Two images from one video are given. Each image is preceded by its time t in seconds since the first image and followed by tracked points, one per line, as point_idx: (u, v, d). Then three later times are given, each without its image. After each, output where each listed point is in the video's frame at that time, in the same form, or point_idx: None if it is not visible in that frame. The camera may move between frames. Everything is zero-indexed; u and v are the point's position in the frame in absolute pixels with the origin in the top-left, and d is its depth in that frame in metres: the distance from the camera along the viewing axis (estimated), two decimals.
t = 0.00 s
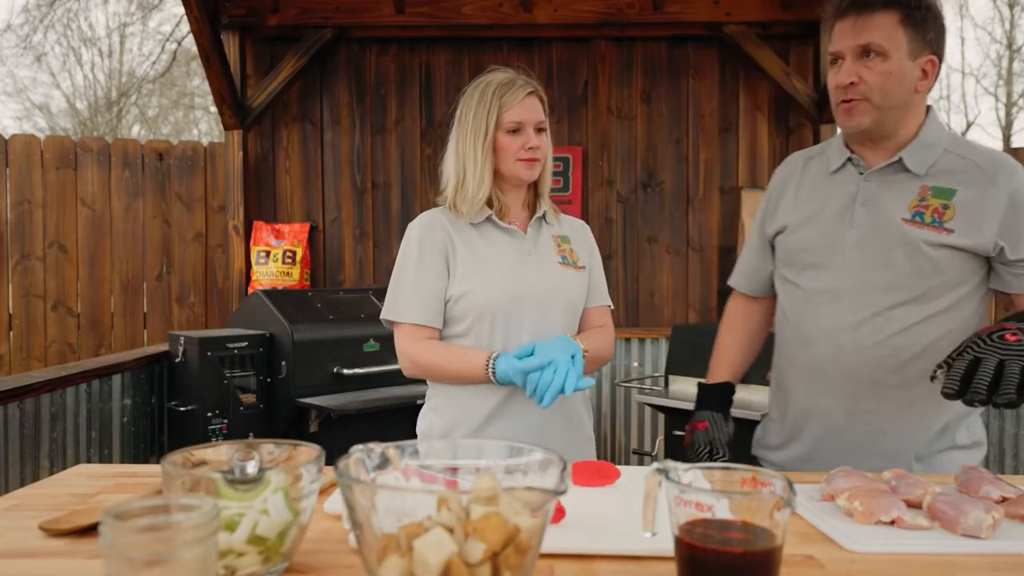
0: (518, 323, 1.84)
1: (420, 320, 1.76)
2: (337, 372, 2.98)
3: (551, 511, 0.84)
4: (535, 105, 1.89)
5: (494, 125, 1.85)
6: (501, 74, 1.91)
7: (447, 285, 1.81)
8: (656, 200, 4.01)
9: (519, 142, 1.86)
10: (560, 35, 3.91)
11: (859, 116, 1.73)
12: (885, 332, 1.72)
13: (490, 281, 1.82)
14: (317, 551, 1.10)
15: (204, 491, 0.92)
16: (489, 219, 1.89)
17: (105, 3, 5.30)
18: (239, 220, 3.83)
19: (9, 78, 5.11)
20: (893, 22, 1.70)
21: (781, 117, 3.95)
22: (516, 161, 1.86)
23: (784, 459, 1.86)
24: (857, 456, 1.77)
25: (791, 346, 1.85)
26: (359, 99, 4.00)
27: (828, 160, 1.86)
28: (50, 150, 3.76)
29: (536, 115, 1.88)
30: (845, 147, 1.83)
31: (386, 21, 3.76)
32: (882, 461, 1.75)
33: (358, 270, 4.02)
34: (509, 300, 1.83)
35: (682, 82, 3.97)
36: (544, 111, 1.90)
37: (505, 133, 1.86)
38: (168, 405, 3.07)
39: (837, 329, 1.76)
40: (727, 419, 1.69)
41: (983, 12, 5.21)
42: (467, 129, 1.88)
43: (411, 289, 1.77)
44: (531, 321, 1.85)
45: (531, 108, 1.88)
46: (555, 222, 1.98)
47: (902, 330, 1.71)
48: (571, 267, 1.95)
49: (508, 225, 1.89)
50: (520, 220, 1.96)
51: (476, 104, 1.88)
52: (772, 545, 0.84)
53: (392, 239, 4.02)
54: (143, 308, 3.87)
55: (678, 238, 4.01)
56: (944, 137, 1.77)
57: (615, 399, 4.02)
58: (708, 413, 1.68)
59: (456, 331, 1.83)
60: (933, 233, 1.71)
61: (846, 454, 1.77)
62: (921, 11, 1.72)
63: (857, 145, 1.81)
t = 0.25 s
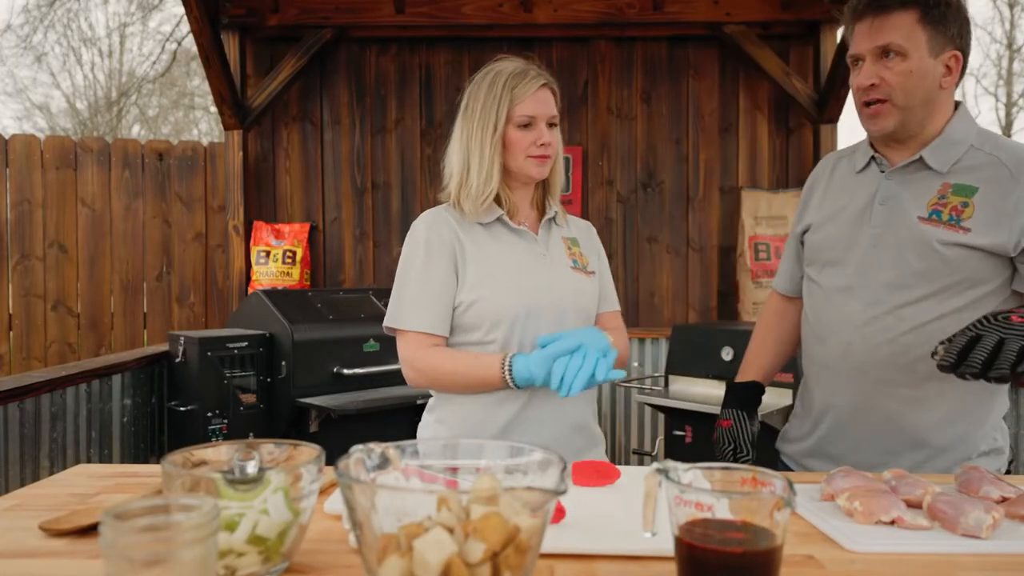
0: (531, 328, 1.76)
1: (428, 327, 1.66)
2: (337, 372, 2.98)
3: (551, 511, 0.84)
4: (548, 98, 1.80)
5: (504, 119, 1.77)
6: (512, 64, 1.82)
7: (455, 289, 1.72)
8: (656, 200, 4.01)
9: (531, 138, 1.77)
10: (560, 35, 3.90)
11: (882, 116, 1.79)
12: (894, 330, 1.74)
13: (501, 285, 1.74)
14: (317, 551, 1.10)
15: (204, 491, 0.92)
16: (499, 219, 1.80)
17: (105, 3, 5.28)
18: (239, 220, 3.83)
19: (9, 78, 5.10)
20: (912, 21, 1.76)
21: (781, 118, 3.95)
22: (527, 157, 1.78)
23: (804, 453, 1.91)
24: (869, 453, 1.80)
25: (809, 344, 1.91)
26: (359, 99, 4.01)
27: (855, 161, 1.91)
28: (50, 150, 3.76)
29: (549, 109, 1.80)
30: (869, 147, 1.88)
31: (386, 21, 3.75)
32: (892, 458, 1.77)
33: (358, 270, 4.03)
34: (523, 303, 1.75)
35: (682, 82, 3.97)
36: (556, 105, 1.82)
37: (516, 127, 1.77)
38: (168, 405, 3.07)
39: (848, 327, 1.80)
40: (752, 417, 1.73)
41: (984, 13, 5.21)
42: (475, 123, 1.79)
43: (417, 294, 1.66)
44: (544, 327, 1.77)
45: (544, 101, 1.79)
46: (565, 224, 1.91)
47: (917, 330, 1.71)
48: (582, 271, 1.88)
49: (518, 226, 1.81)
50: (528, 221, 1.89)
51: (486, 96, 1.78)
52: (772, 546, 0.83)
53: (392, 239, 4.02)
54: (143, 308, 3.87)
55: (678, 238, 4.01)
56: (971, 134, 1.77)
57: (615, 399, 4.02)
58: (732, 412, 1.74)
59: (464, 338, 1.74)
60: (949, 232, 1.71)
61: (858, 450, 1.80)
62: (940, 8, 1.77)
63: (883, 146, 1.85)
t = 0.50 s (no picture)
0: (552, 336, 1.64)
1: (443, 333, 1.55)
2: (337, 372, 2.98)
3: (551, 511, 0.84)
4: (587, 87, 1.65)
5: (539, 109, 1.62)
6: (548, 48, 1.66)
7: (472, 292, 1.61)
8: (656, 200, 4.01)
9: (567, 131, 1.63)
10: (561, 35, 3.91)
11: (884, 117, 1.79)
12: (891, 330, 1.75)
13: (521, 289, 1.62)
14: (317, 551, 1.10)
15: (204, 492, 0.92)
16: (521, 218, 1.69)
17: (105, 3, 5.30)
18: (239, 220, 3.83)
19: (9, 78, 5.09)
20: (917, 23, 1.76)
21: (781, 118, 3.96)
22: (563, 151, 1.63)
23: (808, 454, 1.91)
24: (867, 452, 1.80)
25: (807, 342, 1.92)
26: (359, 99, 4.01)
27: (856, 162, 1.91)
28: (50, 150, 3.76)
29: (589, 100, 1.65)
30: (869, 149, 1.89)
31: (386, 21, 3.75)
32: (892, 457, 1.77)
33: (358, 270, 4.03)
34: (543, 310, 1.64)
35: (682, 82, 3.97)
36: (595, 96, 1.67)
37: (551, 118, 1.62)
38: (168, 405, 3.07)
39: (846, 327, 1.81)
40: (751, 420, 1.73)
41: (984, 13, 5.22)
42: (505, 113, 1.64)
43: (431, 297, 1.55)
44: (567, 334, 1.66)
45: (584, 91, 1.64)
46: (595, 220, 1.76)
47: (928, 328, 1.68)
48: (613, 272, 1.74)
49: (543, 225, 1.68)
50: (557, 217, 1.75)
51: (518, 84, 1.64)
52: (772, 546, 0.83)
53: (392, 239, 4.02)
54: (143, 308, 3.87)
55: (678, 238, 4.01)
56: (971, 133, 1.77)
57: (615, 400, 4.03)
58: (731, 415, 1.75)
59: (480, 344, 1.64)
60: (945, 232, 1.71)
61: (858, 449, 1.81)
62: (944, 11, 1.78)
63: (884, 148, 1.86)
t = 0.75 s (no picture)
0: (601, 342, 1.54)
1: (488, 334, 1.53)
2: (337, 371, 2.98)
3: (551, 511, 0.84)
4: (666, 66, 1.55)
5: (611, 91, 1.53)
6: (624, 26, 1.57)
7: (520, 293, 1.57)
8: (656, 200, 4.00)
9: (644, 112, 1.52)
10: (561, 35, 3.90)
11: (884, 123, 1.80)
12: (888, 330, 1.77)
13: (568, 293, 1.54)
14: (317, 551, 1.10)
15: (204, 491, 0.92)
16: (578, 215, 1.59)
17: (105, 3, 5.32)
18: (238, 220, 3.83)
19: (9, 78, 5.09)
20: (919, 30, 1.78)
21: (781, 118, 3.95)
22: (638, 135, 1.53)
23: (810, 456, 1.91)
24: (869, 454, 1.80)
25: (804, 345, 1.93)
26: (359, 99, 4.01)
27: (844, 166, 1.94)
28: (50, 150, 3.76)
29: (668, 78, 1.54)
30: (857, 152, 1.91)
31: (386, 21, 3.74)
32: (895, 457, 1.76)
33: (358, 270, 4.03)
34: (590, 315, 1.54)
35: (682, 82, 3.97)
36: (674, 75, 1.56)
37: (626, 100, 1.53)
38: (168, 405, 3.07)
39: (842, 329, 1.83)
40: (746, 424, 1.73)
41: (984, 13, 5.23)
42: (577, 96, 1.57)
43: (476, 296, 1.53)
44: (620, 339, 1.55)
45: (663, 69, 1.54)
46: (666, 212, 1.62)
47: (925, 326, 1.68)
48: (681, 271, 1.59)
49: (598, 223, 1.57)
50: (621, 209, 1.65)
51: (590, 65, 1.55)
52: (772, 546, 0.83)
53: (392, 239, 4.02)
54: (144, 308, 3.87)
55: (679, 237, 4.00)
56: (956, 137, 1.80)
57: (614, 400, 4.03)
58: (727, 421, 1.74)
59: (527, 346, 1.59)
60: (937, 233, 1.75)
61: (861, 449, 1.80)
62: (942, 20, 1.80)
63: (873, 152, 1.88)
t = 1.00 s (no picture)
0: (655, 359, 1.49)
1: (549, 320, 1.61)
2: (337, 372, 2.98)
3: (550, 511, 0.84)
4: (773, 49, 1.44)
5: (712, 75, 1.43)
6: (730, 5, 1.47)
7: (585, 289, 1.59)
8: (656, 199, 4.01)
9: (746, 101, 1.42)
10: (561, 35, 3.91)
11: (895, 128, 1.83)
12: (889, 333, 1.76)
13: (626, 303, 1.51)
14: (317, 551, 1.10)
15: (204, 491, 0.92)
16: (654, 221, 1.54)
17: (105, 3, 5.33)
18: (239, 220, 3.83)
19: (8, 78, 5.11)
20: (926, 35, 1.80)
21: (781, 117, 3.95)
22: (737, 125, 1.43)
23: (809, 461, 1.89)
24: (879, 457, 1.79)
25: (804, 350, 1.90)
26: (358, 99, 4.01)
27: (836, 169, 1.99)
28: (50, 150, 3.75)
29: (775, 62, 1.43)
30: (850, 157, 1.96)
31: (386, 21, 3.74)
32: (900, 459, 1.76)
33: (358, 270, 4.03)
34: (644, 332, 1.50)
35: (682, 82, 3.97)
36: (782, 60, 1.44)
37: (727, 87, 1.43)
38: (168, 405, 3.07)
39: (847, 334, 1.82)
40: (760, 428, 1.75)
41: (984, 13, 5.20)
42: (673, 79, 1.47)
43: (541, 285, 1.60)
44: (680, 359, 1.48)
45: (770, 52, 1.43)
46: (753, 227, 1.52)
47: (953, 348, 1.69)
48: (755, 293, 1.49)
49: (667, 235, 1.51)
50: (708, 215, 1.56)
51: (691, 47, 1.45)
52: (771, 545, 0.84)
53: (393, 239, 4.02)
54: (143, 308, 3.86)
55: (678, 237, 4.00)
56: (947, 138, 1.86)
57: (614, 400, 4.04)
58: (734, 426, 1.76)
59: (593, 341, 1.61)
60: (939, 232, 1.82)
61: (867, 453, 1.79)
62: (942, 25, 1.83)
63: (871, 156, 1.93)
